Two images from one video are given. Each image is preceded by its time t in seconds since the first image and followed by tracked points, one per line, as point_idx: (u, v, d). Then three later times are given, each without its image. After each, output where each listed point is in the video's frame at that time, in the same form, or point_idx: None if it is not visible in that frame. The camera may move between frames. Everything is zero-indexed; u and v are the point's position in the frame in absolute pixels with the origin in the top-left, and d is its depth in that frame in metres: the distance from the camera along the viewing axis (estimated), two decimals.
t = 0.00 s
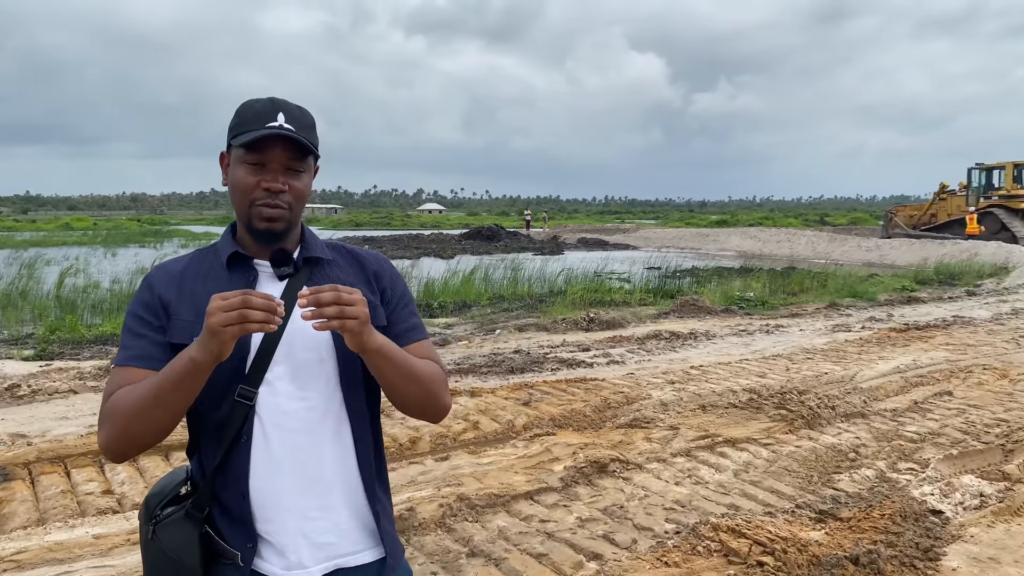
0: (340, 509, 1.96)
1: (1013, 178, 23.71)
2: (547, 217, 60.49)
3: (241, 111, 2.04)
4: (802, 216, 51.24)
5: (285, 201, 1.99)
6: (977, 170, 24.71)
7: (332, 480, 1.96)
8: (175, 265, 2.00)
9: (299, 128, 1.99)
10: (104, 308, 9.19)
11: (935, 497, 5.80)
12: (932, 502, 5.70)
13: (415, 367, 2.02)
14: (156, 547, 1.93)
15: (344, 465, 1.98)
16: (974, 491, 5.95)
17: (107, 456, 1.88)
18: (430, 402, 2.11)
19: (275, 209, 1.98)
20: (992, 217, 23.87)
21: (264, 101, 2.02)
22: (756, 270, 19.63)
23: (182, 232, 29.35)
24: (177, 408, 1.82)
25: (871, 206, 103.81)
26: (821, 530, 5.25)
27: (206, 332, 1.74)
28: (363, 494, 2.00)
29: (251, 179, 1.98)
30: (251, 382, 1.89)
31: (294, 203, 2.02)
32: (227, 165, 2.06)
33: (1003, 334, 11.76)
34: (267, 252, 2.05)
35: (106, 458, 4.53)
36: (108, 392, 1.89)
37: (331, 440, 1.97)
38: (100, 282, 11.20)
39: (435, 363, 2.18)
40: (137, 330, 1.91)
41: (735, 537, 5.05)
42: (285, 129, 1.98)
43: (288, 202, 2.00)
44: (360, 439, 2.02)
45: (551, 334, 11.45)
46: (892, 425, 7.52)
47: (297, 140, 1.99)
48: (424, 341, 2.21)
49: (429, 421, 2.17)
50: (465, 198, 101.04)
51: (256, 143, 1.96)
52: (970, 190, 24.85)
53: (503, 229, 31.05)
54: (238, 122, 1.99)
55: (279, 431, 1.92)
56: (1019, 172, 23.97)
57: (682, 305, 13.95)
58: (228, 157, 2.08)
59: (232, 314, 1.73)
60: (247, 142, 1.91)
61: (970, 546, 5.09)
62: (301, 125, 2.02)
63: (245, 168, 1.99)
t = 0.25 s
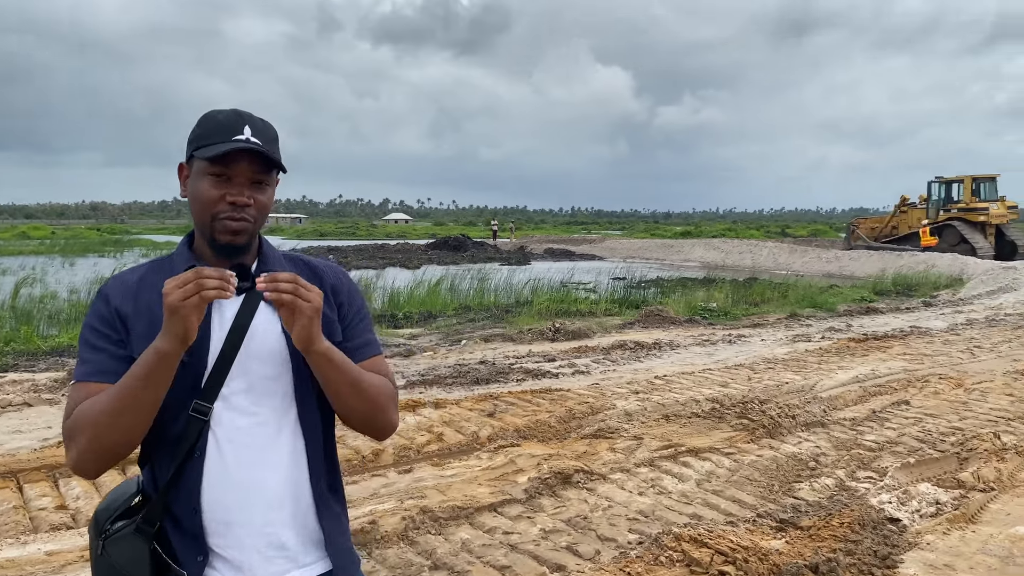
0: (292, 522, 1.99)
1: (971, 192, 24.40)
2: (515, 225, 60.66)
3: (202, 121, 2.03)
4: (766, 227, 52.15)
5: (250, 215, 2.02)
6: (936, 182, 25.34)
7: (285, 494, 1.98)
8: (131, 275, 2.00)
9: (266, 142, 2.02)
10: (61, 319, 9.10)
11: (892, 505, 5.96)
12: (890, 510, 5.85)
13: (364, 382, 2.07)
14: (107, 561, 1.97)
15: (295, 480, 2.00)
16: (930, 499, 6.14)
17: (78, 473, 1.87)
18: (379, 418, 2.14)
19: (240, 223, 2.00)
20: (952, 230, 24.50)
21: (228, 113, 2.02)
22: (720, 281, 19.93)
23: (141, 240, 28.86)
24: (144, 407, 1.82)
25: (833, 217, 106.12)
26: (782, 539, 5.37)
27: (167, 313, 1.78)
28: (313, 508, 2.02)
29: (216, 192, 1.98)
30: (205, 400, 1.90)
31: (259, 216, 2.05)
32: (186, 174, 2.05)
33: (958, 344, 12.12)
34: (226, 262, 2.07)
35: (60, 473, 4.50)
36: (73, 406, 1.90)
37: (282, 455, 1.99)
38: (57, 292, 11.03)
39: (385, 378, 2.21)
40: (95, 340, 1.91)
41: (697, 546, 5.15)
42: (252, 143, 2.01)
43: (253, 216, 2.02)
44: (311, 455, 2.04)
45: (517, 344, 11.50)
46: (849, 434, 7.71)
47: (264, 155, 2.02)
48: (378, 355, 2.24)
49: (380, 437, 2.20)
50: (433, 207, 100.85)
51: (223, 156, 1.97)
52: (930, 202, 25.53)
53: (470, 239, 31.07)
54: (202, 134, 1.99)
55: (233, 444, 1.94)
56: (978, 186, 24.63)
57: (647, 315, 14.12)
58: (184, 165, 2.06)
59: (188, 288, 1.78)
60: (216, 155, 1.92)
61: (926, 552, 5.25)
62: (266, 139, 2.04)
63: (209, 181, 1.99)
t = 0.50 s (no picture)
0: (278, 533, 1.99)
1: (957, 201, 24.67)
2: (501, 232, 60.69)
3: (193, 132, 2.00)
4: (751, 235, 52.50)
5: (250, 226, 2.02)
6: (922, 192, 25.57)
7: (271, 505, 1.99)
8: (117, 285, 1.97)
9: (263, 152, 2.02)
10: (42, 325, 9.04)
11: (875, 512, 6.01)
12: (873, 517, 5.90)
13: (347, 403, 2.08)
14: (87, 568, 1.95)
15: (279, 491, 2.01)
16: (912, 506, 6.20)
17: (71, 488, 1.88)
18: (362, 435, 2.16)
19: (241, 235, 2.00)
20: (938, 238, 24.74)
21: (219, 123, 2.00)
22: (704, 288, 20.05)
23: (123, 245, 28.67)
24: (142, 450, 1.84)
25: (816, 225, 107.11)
26: (765, 546, 5.41)
27: (169, 384, 1.77)
28: (297, 519, 2.04)
29: (215, 205, 1.97)
30: (196, 411, 1.90)
31: (257, 226, 2.05)
32: (180, 188, 2.02)
33: (940, 352, 12.25)
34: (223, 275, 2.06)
35: (39, 480, 4.47)
36: (64, 422, 1.89)
37: (268, 467, 1.99)
38: (37, 297, 10.94)
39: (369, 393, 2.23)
40: (85, 358, 1.88)
41: (681, 553, 5.17)
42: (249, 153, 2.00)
43: (253, 226, 2.02)
44: (296, 466, 2.05)
45: (501, 351, 11.51)
46: (832, 441, 7.78)
47: (261, 165, 2.02)
48: (364, 367, 2.27)
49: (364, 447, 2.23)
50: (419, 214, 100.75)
51: (222, 168, 1.96)
52: (916, 211, 25.81)
53: (455, 246, 31.06)
54: (196, 146, 1.97)
55: (220, 456, 1.94)
56: (963, 195, 24.91)
57: (632, 323, 14.17)
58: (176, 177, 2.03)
59: (190, 366, 1.75)
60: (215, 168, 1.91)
61: (908, 559, 5.31)
62: (261, 148, 2.04)
63: (206, 194, 1.98)
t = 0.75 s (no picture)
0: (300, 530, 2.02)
1: (964, 204, 24.64)
2: (505, 234, 60.73)
3: (226, 131, 2.03)
4: (754, 238, 52.46)
5: (277, 224, 2.04)
6: (929, 195, 25.59)
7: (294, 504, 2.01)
8: (145, 283, 1.96)
9: (293, 152, 2.05)
10: (47, 325, 9.10)
11: (879, 514, 6.01)
12: (877, 519, 5.90)
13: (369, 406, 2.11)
14: (116, 564, 1.97)
15: (303, 489, 2.04)
16: (916, 508, 6.19)
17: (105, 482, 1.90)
18: (381, 437, 2.19)
19: (268, 232, 2.02)
20: (945, 241, 24.69)
21: (252, 122, 2.03)
22: (707, 291, 20.06)
23: (126, 246, 28.79)
24: (174, 454, 1.86)
25: (820, 228, 107.04)
26: (769, 547, 5.41)
27: (207, 402, 1.78)
28: (315, 516, 2.07)
29: (245, 202, 2.00)
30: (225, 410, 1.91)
31: (284, 225, 2.07)
32: (210, 186, 2.04)
33: (944, 355, 12.25)
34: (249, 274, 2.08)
35: (46, 479, 4.50)
36: (95, 420, 1.89)
37: (293, 465, 2.02)
38: (42, 297, 11.01)
39: (388, 396, 2.27)
40: (116, 357, 1.87)
41: (686, 554, 5.17)
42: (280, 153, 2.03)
43: (280, 225, 2.04)
44: (319, 462, 2.08)
45: (505, 353, 11.52)
46: (836, 443, 7.78)
47: (292, 164, 2.04)
48: (383, 369, 2.30)
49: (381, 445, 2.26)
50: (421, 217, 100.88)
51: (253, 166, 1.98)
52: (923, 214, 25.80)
53: (458, 249, 31.10)
54: (229, 144, 1.99)
55: (248, 454, 1.95)
56: (971, 199, 24.85)
57: (636, 325, 14.18)
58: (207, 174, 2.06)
59: (229, 390, 1.77)
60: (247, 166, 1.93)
61: (912, 560, 5.31)
62: (292, 149, 2.07)
63: (237, 190, 2.00)
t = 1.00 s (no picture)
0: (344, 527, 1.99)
1: (989, 202, 24.30)
2: (521, 233, 60.70)
3: (283, 123, 2.05)
4: (772, 237, 52.06)
5: (330, 213, 2.03)
6: (953, 193, 25.34)
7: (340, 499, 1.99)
8: (202, 272, 1.97)
9: (347, 141, 2.04)
10: (69, 322, 9.22)
11: (900, 514, 5.93)
12: (898, 518, 5.82)
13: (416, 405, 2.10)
14: (163, 551, 1.98)
15: (350, 485, 2.02)
16: (938, 508, 6.11)
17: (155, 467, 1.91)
18: (425, 437, 2.18)
19: (322, 220, 2.01)
20: (970, 240, 24.36)
21: (308, 114, 2.04)
22: (725, 290, 19.93)
23: (146, 245, 29.14)
24: (227, 444, 1.86)
25: (838, 227, 106.01)
26: (789, 546, 5.35)
27: (267, 392, 1.78)
28: (361, 515, 2.04)
29: (299, 190, 1.99)
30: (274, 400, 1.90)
31: (338, 215, 2.05)
32: (267, 176, 2.05)
33: (966, 354, 12.09)
34: (304, 265, 2.07)
35: (69, 474, 4.55)
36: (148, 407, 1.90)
37: (340, 460, 2.01)
38: (64, 295, 11.14)
39: (434, 397, 2.26)
40: (171, 343, 1.88)
41: (705, 553, 5.12)
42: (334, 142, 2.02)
43: (334, 214, 2.03)
44: (366, 457, 2.07)
45: (521, 351, 11.50)
46: (856, 443, 7.69)
47: (346, 154, 2.03)
48: (430, 368, 2.29)
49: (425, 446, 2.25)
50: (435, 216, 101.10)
51: (307, 155, 1.98)
52: (947, 213, 25.51)
53: (474, 247, 31.14)
54: (283, 134, 2.01)
55: (296, 446, 1.95)
56: (996, 197, 24.51)
57: (653, 323, 14.12)
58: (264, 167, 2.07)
59: (291, 382, 1.77)
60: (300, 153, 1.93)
61: (934, 560, 5.23)
62: (346, 139, 2.06)
63: (291, 179, 2.00)
